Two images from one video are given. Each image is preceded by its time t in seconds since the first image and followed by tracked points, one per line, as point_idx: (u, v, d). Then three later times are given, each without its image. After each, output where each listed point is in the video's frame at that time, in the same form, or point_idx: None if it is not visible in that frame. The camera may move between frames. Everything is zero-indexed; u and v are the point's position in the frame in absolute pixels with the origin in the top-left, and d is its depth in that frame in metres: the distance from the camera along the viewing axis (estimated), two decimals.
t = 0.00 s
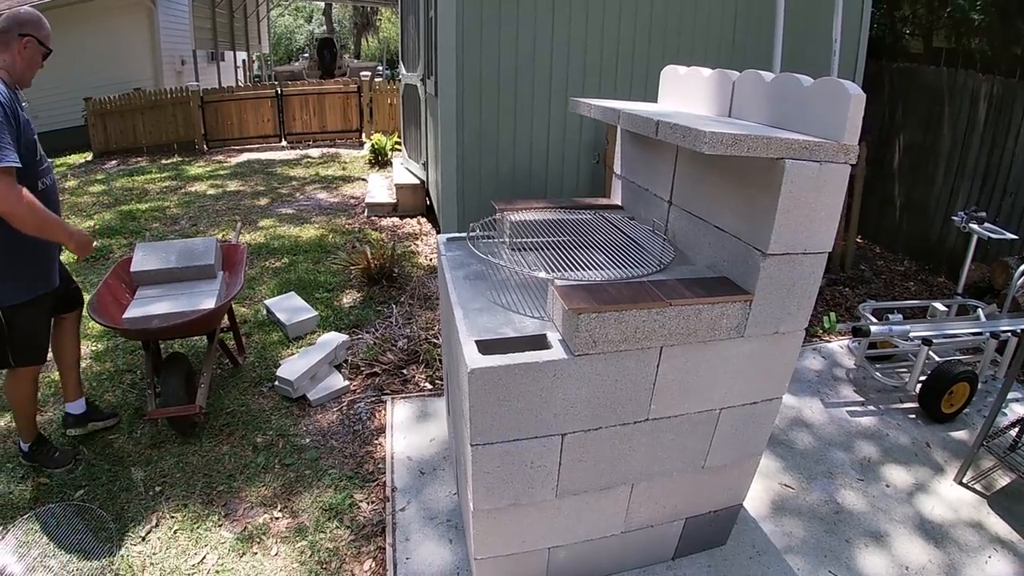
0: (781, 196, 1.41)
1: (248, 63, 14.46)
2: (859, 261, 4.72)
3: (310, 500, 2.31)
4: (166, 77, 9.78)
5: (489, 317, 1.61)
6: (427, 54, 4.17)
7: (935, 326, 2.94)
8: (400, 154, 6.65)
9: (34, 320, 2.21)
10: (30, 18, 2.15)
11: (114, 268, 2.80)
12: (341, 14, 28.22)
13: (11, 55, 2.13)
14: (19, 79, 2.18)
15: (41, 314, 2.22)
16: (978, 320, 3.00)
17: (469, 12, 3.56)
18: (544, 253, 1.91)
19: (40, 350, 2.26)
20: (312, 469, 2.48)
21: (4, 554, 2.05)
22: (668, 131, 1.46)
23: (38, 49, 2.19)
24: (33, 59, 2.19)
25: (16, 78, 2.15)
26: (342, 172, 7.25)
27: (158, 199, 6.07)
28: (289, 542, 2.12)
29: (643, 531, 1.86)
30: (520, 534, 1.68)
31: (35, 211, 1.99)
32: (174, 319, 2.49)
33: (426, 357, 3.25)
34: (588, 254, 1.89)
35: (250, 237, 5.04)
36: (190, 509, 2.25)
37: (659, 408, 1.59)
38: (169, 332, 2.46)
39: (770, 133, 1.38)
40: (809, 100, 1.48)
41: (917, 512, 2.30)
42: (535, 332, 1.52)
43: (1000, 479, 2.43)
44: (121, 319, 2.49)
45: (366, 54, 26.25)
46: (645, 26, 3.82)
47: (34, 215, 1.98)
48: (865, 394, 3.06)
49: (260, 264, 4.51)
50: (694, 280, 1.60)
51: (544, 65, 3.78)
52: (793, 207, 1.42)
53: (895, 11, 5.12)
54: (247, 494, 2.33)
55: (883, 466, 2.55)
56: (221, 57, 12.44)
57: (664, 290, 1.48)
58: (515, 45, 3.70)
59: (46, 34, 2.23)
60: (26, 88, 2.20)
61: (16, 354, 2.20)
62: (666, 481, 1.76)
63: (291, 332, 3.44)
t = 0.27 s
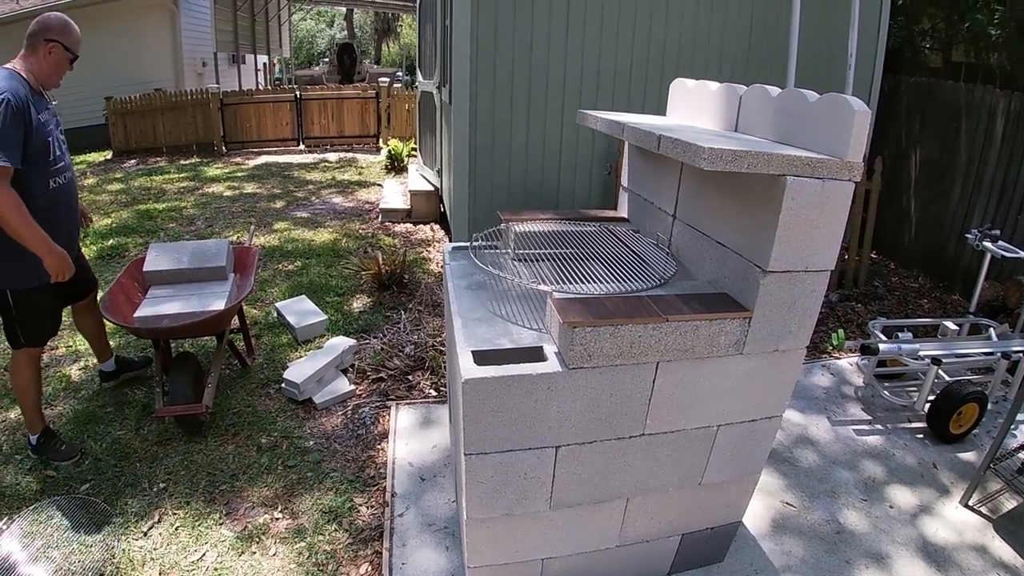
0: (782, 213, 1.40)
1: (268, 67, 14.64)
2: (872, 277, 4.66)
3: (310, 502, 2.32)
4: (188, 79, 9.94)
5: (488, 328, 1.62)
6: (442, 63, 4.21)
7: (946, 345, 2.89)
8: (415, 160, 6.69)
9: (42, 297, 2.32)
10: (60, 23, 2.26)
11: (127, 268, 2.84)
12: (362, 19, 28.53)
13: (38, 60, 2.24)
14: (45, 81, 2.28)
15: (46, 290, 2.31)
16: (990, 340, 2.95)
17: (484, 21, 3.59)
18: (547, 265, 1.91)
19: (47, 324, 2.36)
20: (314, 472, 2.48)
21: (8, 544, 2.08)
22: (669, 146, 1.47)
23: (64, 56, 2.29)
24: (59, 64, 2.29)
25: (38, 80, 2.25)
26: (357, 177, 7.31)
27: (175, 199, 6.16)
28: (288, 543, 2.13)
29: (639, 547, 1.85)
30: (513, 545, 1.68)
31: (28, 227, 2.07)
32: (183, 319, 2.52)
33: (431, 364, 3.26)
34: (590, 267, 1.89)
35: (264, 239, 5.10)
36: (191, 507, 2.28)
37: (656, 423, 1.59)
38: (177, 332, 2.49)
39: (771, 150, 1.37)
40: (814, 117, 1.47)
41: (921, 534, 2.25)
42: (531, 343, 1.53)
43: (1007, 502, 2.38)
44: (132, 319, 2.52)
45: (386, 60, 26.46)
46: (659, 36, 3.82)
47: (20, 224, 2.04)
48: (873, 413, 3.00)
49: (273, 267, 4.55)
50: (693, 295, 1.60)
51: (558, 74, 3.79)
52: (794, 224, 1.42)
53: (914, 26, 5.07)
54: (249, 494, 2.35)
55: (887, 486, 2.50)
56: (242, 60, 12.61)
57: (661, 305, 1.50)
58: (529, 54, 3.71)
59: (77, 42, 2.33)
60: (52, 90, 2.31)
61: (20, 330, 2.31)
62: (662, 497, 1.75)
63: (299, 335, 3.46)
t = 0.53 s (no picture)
0: (781, 220, 1.39)
1: (285, 71, 14.80)
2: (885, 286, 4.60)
3: (312, 502, 2.33)
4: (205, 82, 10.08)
5: (487, 332, 1.62)
6: (453, 68, 4.24)
7: (956, 356, 2.85)
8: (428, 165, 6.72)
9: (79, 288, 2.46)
10: (119, 45, 2.38)
11: (140, 269, 2.87)
12: (378, 25, 28.78)
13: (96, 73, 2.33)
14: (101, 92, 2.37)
15: (81, 280, 2.44)
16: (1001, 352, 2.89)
17: (494, 27, 3.61)
18: (549, 270, 1.92)
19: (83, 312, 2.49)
20: (317, 473, 2.49)
21: (15, 535, 2.12)
22: (669, 153, 1.46)
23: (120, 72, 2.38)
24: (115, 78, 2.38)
25: (94, 92, 2.34)
26: (370, 181, 7.36)
27: (190, 201, 6.24)
28: (289, 543, 2.14)
29: (637, 555, 1.83)
30: (510, 550, 1.68)
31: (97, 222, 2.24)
32: (192, 319, 2.55)
33: (437, 368, 3.25)
34: (592, 272, 1.89)
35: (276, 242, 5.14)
36: (194, 504, 2.30)
37: (654, 430, 1.58)
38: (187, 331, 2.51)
39: (772, 156, 1.37)
40: (817, 123, 1.46)
41: (927, 547, 2.21)
42: (530, 349, 1.54)
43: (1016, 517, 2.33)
44: (143, 319, 2.54)
45: (401, 64, 26.70)
46: (669, 42, 3.81)
47: (87, 211, 2.20)
48: (881, 424, 2.95)
49: (284, 269, 4.58)
50: (693, 302, 1.61)
51: (568, 80, 3.80)
52: (793, 231, 1.41)
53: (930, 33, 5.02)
54: (252, 493, 2.37)
55: (893, 498, 2.45)
56: (259, 64, 12.76)
57: (659, 312, 1.50)
58: (539, 60, 3.73)
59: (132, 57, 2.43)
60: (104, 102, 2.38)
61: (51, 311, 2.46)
62: (661, 505, 1.74)
63: (307, 337, 3.48)
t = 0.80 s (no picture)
0: (780, 228, 1.41)
1: (295, 78, 14.94)
2: (891, 291, 4.59)
3: (319, 507, 2.36)
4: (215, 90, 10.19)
5: (489, 339, 1.65)
6: (459, 76, 4.28)
7: (962, 361, 2.84)
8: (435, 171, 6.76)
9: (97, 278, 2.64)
10: (166, 81, 2.64)
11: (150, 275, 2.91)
12: (386, 31, 28.97)
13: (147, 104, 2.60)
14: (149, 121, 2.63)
15: (96, 271, 2.62)
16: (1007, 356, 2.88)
17: (499, 35, 3.64)
18: (552, 278, 1.94)
19: (101, 298, 2.68)
20: (323, 477, 2.52)
21: (26, 538, 2.16)
22: (668, 163, 1.48)
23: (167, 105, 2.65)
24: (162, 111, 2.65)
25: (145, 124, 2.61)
26: (379, 188, 7.41)
27: (200, 207, 6.31)
28: (295, 546, 2.17)
29: (640, 561, 1.85)
30: (512, 555, 1.70)
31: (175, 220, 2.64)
32: (200, 324, 2.58)
33: (443, 374, 3.27)
34: (594, 280, 1.91)
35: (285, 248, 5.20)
36: (201, 508, 2.33)
37: (655, 437, 1.60)
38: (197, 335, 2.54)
39: (770, 165, 1.38)
40: (816, 132, 1.48)
41: (931, 553, 2.21)
42: (531, 356, 1.57)
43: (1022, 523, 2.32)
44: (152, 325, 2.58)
45: (409, 70, 26.83)
46: (674, 48, 3.83)
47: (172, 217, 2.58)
48: (887, 430, 2.94)
49: (293, 276, 4.63)
50: (694, 310, 1.63)
51: (573, 87, 3.82)
52: (792, 239, 1.42)
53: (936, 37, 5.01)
54: (259, 497, 2.40)
55: (898, 504, 2.45)
56: (268, 71, 12.88)
57: (659, 320, 1.52)
58: (544, 67, 3.76)
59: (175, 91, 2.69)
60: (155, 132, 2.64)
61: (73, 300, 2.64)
62: (663, 511, 1.75)
63: (315, 343, 3.52)
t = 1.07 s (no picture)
0: (782, 230, 1.41)
1: (300, 82, 15.01)
2: (898, 292, 4.57)
3: (324, 509, 2.36)
4: (221, 95, 10.26)
5: (492, 342, 1.66)
6: (464, 80, 4.29)
7: (968, 362, 2.83)
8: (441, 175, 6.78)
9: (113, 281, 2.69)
10: (189, 118, 2.77)
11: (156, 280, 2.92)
12: (392, 35, 29.09)
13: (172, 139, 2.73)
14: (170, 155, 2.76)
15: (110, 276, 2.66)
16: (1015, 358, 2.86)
17: (503, 39, 3.65)
18: (555, 281, 1.95)
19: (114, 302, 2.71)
20: (328, 480, 2.53)
21: (32, 539, 2.18)
22: (670, 166, 1.49)
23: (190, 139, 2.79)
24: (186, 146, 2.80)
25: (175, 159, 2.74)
26: (384, 191, 7.44)
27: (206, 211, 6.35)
28: (300, 548, 2.17)
29: (644, 564, 1.84)
30: (515, 558, 1.70)
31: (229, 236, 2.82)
32: (206, 327, 2.60)
33: (448, 377, 3.28)
34: (597, 282, 1.91)
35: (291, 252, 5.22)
36: (207, 510, 2.34)
37: (659, 440, 1.60)
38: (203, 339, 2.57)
39: (771, 167, 1.39)
40: (818, 134, 1.48)
41: (937, 556, 2.19)
42: (534, 359, 1.57)
43: None
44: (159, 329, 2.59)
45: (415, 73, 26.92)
46: (677, 50, 3.83)
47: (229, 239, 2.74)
48: (893, 432, 2.92)
49: (299, 279, 4.65)
50: (697, 313, 1.63)
51: (577, 90, 3.83)
52: (794, 241, 1.42)
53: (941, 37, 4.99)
54: (265, 500, 2.41)
55: (904, 506, 2.43)
56: (274, 75, 12.95)
57: (662, 323, 1.52)
58: (548, 70, 3.76)
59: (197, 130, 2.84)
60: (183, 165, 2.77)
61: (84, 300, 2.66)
62: (666, 513, 1.74)
63: (321, 346, 3.53)
